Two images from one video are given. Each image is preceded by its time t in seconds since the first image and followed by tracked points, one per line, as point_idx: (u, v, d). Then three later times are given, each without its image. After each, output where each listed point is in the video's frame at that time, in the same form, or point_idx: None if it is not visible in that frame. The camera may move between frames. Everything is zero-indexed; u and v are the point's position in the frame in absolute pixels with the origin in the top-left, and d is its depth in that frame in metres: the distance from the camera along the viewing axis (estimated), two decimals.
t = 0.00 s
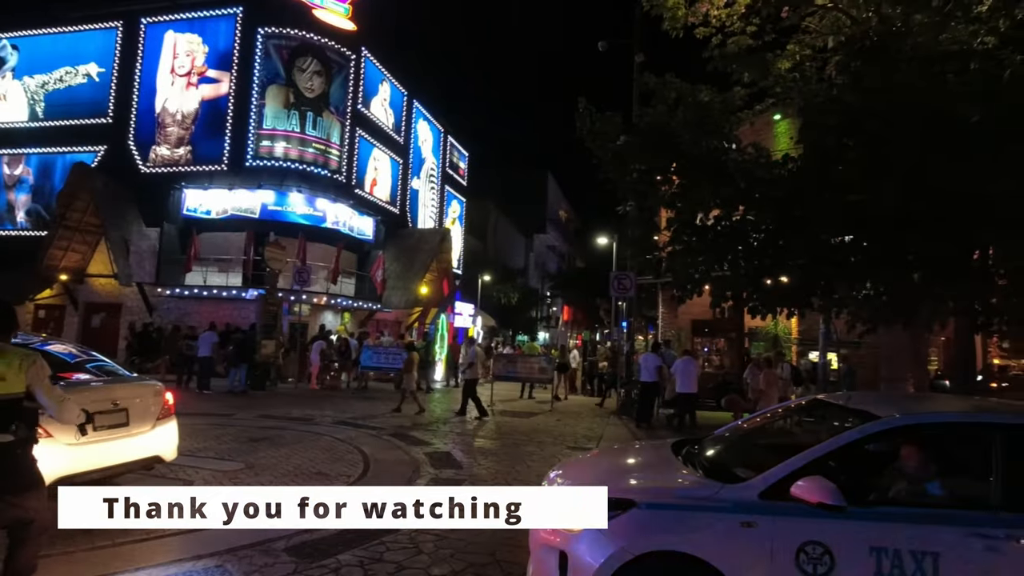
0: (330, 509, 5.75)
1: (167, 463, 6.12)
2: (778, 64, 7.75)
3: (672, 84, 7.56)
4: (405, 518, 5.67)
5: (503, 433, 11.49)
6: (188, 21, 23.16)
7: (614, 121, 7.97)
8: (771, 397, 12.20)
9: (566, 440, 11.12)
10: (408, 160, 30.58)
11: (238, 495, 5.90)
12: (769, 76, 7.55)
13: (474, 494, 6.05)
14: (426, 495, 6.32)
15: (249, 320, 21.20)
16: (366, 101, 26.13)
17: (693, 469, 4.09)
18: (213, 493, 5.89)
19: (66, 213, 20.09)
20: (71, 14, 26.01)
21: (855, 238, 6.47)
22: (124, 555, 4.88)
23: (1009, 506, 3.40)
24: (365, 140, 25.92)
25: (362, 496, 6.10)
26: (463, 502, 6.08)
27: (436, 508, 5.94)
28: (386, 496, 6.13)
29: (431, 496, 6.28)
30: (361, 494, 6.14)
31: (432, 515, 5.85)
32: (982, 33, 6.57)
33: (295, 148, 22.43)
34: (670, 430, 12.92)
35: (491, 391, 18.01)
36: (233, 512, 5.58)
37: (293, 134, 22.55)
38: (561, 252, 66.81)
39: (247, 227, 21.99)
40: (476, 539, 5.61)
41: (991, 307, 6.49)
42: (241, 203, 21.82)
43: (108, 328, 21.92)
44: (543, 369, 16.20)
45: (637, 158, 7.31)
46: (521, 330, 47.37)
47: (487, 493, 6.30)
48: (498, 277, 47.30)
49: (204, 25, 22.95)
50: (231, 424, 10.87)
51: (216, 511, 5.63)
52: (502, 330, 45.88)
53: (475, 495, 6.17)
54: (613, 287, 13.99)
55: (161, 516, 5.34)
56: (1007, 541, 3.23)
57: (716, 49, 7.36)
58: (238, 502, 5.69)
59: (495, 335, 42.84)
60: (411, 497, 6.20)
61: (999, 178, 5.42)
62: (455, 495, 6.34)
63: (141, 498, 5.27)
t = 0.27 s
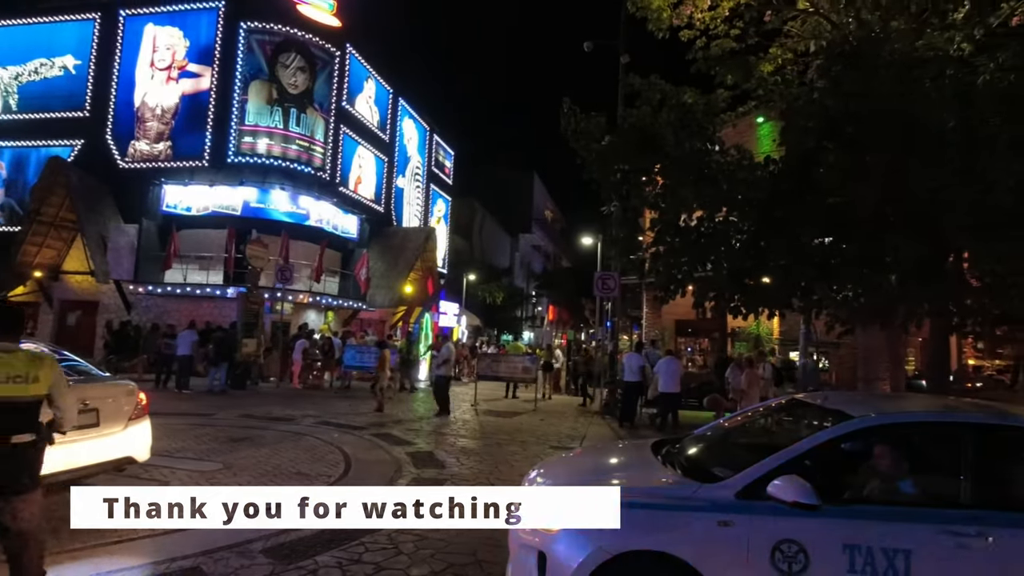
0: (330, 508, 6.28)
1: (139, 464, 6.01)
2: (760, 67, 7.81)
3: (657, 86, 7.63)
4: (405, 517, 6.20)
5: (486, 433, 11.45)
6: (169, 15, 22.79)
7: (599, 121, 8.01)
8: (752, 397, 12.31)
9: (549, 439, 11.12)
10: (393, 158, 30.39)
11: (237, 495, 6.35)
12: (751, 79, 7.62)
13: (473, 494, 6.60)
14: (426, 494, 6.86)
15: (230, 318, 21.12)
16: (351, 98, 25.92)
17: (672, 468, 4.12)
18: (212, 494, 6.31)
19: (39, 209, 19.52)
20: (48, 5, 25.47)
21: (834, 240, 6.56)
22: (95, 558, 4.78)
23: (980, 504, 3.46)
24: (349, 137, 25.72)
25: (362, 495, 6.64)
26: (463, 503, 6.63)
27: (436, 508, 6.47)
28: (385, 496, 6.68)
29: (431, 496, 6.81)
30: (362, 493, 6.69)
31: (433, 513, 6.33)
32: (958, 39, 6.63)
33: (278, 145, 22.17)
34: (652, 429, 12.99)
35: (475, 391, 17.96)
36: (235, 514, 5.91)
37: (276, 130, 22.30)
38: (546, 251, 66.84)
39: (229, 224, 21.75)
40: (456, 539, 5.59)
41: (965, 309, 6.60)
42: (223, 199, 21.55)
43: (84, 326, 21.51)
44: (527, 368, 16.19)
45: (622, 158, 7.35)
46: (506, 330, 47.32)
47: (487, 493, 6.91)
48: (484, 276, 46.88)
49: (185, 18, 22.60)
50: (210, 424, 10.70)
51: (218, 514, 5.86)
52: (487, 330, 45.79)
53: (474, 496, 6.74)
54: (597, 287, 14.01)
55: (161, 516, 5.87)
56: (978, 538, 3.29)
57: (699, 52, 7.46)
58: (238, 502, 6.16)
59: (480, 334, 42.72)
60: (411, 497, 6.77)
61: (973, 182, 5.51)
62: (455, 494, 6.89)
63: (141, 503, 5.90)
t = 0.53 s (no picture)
0: (330, 508, 6.22)
1: (118, 463, 5.95)
2: (750, 69, 7.83)
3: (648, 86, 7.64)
4: (405, 517, 6.17)
5: (476, 433, 11.41)
6: (157, 9, 22.55)
7: (590, 121, 8.01)
8: (741, 396, 12.36)
9: (539, 439, 11.10)
10: (385, 156, 30.27)
11: (238, 495, 6.32)
12: (741, 80, 7.64)
13: (472, 495, 6.54)
14: (426, 494, 6.80)
15: (218, 315, 20.89)
16: (342, 96, 25.79)
17: (657, 468, 4.12)
18: (213, 494, 6.25)
19: (24, 204, 19.38)
20: None
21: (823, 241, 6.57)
22: (75, 559, 4.71)
23: (962, 504, 3.48)
24: (341, 135, 25.59)
25: (362, 495, 6.60)
26: (463, 503, 6.58)
27: (436, 508, 6.41)
28: (386, 496, 6.65)
29: (431, 496, 6.74)
30: (362, 493, 6.65)
31: (433, 513, 6.30)
32: (944, 42, 6.74)
33: (268, 142, 22.01)
34: (642, 429, 13.01)
35: (465, 390, 17.91)
36: (234, 515, 5.84)
37: (266, 127, 22.12)
38: (538, 251, 66.83)
39: (218, 221, 21.68)
40: (441, 538, 5.59)
41: (949, 310, 6.65)
42: (212, 196, 21.46)
43: (70, 323, 21.27)
44: (518, 368, 16.18)
45: (613, 158, 7.34)
46: (497, 329, 47.29)
47: (487, 493, 6.81)
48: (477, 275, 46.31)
49: (173, 12, 22.38)
50: (197, 423, 10.61)
51: (217, 515, 5.80)
52: (478, 329, 45.72)
53: (475, 496, 6.67)
54: (588, 287, 13.98)
55: (161, 516, 5.81)
56: (958, 538, 3.31)
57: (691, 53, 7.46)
58: (238, 502, 6.13)
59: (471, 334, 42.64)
60: (411, 497, 6.72)
61: (958, 185, 5.55)
62: (454, 494, 6.83)
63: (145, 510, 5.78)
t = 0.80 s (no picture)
0: (330, 508, 6.18)
1: (105, 461, 5.91)
2: (745, 66, 7.83)
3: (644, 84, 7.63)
4: (405, 516, 6.11)
5: (471, 431, 11.39)
6: (150, 6, 22.42)
7: (585, 118, 7.99)
8: (737, 394, 12.36)
9: (534, 437, 11.10)
10: (381, 154, 30.18)
11: (238, 495, 6.32)
12: (736, 77, 7.63)
13: (473, 495, 6.48)
14: (426, 494, 6.75)
15: (212, 315, 20.41)
16: (337, 93, 25.71)
17: (650, 466, 4.11)
18: (213, 494, 6.25)
19: (16, 203, 19.23)
20: None
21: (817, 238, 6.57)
22: (64, 560, 4.67)
23: (954, 501, 3.47)
24: (336, 133, 25.52)
25: (363, 496, 6.57)
26: (463, 503, 6.55)
27: (436, 508, 6.36)
28: (386, 496, 6.62)
29: (432, 496, 6.69)
30: (362, 493, 6.63)
31: (433, 513, 6.23)
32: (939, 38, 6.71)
33: (263, 139, 21.92)
34: (637, 427, 13.01)
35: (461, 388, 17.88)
36: (234, 514, 5.83)
37: (260, 125, 22.02)
38: (535, 249, 66.77)
39: (212, 219, 21.61)
40: (433, 537, 5.58)
41: (944, 306, 6.65)
42: (206, 195, 21.38)
43: (64, 322, 21.19)
44: (514, 366, 16.17)
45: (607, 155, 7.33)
46: (494, 327, 47.23)
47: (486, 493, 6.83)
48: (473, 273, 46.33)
49: (166, 9, 22.24)
50: (191, 422, 10.56)
51: (217, 514, 5.79)
52: (476, 327, 45.66)
53: (474, 496, 6.67)
54: (584, 285, 13.95)
55: (161, 516, 5.77)
56: (949, 535, 3.31)
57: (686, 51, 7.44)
58: (238, 503, 6.13)
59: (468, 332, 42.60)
60: (411, 497, 6.67)
61: (951, 182, 5.56)
62: (454, 494, 6.80)
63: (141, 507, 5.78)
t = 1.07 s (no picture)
0: (330, 507, 6.16)
1: (105, 458, 5.93)
2: (746, 59, 7.79)
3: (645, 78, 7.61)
4: (405, 516, 6.04)
5: (473, 427, 11.38)
6: (151, 3, 22.39)
7: (586, 113, 7.98)
8: (740, 389, 12.33)
9: (536, 432, 11.10)
10: (382, 151, 30.16)
11: (238, 495, 6.33)
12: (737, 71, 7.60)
13: (472, 495, 6.35)
14: (426, 494, 6.69)
15: (215, 313, 20.75)
16: (338, 90, 25.69)
17: (651, 461, 4.10)
18: (213, 494, 6.25)
19: (19, 202, 19.27)
20: None
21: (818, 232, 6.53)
22: (67, 557, 4.70)
23: (957, 495, 3.45)
24: (337, 130, 25.50)
25: (363, 495, 6.55)
26: (463, 503, 6.43)
27: (436, 507, 6.35)
28: (386, 496, 6.58)
29: (431, 496, 6.62)
30: (361, 493, 6.60)
31: (432, 512, 6.18)
32: (943, 31, 6.65)
33: (264, 137, 21.91)
34: (640, 422, 13.01)
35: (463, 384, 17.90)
36: (234, 514, 5.81)
37: (261, 122, 22.02)
38: (537, 245, 66.70)
39: (215, 217, 21.66)
40: (437, 531, 5.63)
41: (947, 300, 6.62)
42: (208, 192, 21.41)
43: (67, 321, 21.27)
44: (516, 361, 16.16)
45: (609, 150, 7.32)
46: (496, 323, 47.23)
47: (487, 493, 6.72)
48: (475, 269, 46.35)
49: (167, 6, 22.21)
50: (194, 419, 10.59)
51: (216, 514, 5.75)
52: (478, 324, 45.72)
53: (474, 496, 6.57)
54: (586, 280, 13.94)
55: (162, 515, 5.75)
56: (953, 529, 3.29)
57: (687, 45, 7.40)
58: (238, 503, 6.14)
59: (471, 328, 42.63)
60: (411, 497, 6.62)
61: (954, 174, 5.53)
62: (454, 495, 6.70)
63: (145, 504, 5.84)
